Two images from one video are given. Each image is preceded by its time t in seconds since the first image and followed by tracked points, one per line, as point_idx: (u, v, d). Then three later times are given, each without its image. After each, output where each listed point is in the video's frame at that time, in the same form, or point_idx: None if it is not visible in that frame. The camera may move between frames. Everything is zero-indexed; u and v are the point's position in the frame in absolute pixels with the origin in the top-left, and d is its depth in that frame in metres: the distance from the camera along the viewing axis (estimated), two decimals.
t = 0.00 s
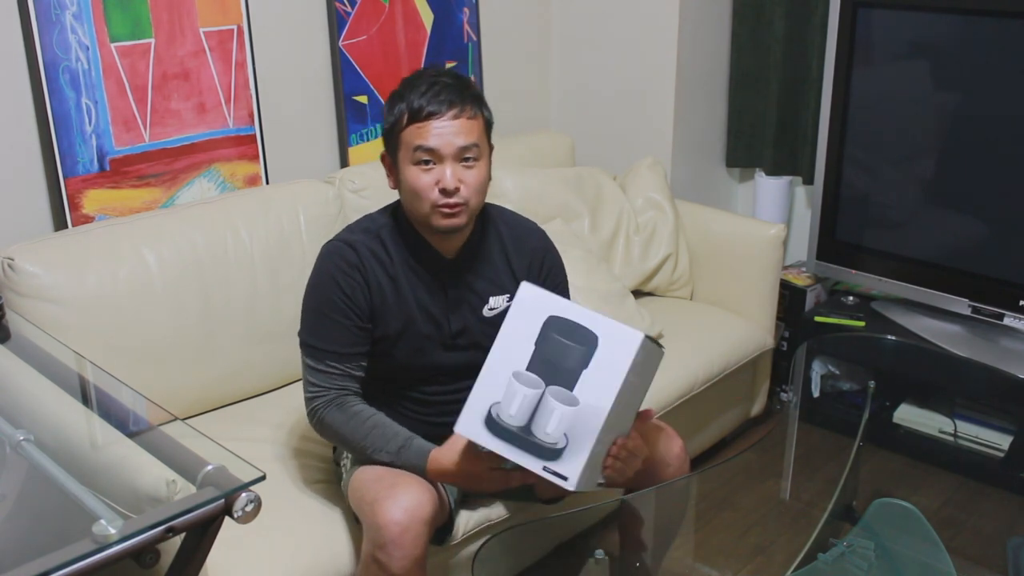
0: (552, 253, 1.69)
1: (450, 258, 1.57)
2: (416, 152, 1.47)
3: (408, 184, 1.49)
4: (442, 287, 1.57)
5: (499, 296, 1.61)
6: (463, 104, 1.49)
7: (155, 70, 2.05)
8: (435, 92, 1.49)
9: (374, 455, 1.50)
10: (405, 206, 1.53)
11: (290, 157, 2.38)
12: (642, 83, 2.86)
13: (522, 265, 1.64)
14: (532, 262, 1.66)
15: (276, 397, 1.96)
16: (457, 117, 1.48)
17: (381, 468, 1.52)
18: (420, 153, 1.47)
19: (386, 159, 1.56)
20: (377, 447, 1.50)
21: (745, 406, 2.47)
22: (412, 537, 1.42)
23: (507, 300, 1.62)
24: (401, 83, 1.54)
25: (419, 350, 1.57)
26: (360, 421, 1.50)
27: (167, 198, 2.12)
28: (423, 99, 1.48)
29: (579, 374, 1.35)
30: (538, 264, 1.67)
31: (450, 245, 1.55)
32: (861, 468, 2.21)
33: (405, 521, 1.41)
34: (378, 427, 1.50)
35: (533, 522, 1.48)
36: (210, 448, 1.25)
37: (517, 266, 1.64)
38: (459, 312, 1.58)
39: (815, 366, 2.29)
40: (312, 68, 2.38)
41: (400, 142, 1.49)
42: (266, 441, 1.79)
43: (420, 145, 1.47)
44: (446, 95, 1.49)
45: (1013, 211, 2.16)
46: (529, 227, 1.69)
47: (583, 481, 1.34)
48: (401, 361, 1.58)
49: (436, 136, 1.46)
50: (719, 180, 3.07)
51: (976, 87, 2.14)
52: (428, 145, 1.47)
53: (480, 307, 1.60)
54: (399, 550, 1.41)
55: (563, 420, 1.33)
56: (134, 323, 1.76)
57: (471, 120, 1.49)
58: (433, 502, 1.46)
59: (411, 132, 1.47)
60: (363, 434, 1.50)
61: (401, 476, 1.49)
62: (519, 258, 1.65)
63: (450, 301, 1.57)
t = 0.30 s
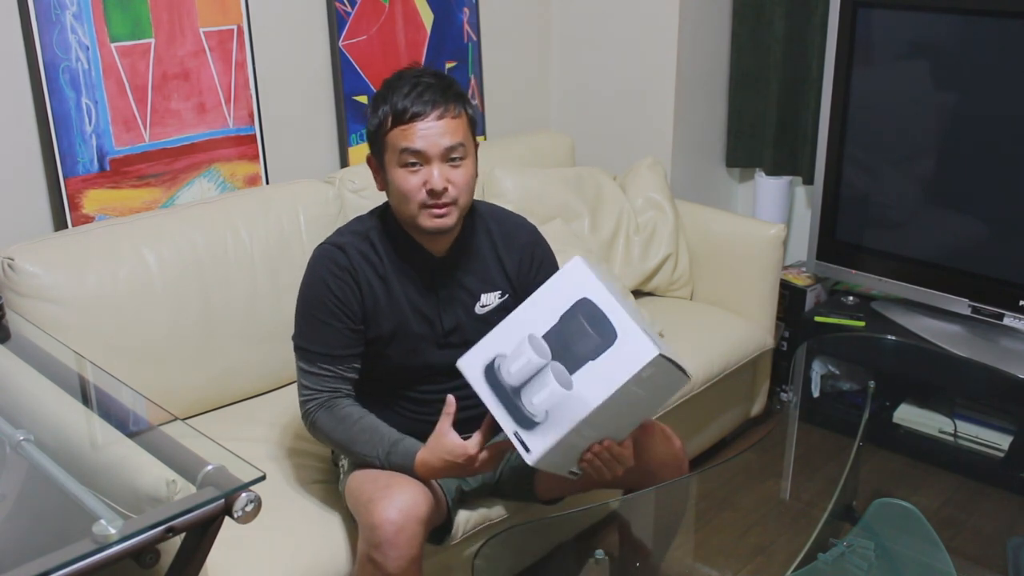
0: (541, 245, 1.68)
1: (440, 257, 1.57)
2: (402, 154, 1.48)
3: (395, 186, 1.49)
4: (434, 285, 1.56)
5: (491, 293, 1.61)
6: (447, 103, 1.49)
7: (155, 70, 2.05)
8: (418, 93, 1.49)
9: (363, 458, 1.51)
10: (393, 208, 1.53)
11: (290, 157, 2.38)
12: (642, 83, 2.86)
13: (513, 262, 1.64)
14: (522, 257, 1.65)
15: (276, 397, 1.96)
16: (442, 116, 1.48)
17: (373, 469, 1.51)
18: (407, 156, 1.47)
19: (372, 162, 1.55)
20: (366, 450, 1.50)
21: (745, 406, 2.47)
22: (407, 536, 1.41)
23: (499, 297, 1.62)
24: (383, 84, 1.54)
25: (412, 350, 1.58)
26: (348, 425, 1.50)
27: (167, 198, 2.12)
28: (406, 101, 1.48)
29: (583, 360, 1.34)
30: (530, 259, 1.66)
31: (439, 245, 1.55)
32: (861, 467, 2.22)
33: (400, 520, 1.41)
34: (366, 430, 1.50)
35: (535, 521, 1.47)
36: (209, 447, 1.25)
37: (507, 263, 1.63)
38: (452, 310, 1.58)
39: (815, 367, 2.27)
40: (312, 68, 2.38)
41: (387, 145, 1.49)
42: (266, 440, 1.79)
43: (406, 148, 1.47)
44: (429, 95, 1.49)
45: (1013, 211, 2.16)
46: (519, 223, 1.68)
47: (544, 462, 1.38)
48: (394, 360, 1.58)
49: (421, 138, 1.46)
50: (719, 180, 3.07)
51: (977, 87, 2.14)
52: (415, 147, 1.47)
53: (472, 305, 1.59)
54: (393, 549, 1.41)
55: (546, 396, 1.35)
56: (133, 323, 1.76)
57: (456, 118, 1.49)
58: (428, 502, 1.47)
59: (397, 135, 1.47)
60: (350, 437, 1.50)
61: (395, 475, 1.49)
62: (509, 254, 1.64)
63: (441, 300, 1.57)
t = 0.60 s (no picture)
0: (532, 238, 1.68)
1: (436, 257, 1.57)
2: (423, 165, 1.47)
3: (413, 196, 1.49)
4: (430, 284, 1.56)
5: (486, 290, 1.61)
6: (457, 110, 1.49)
7: (155, 70, 2.05)
8: (432, 102, 1.47)
9: (371, 457, 1.50)
10: (402, 213, 1.52)
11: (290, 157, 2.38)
12: (642, 83, 2.86)
13: (506, 257, 1.63)
14: (515, 251, 1.65)
15: (277, 397, 1.96)
16: (456, 125, 1.48)
17: (376, 471, 1.52)
18: (428, 167, 1.47)
19: (376, 168, 1.53)
20: (374, 449, 1.50)
21: (745, 406, 2.47)
22: (412, 535, 1.42)
23: (495, 293, 1.61)
24: (383, 90, 1.51)
25: (411, 349, 1.58)
26: (353, 426, 1.50)
27: (167, 198, 2.12)
28: (422, 111, 1.47)
29: (568, 360, 1.32)
30: (524, 253, 1.65)
31: (439, 245, 1.56)
32: (862, 467, 2.25)
33: (405, 519, 1.41)
34: (373, 429, 1.50)
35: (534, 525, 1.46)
36: (210, 447, 1.25)
37: (502, 258, 1.63)
38: (449, 308, 1.58)
39: (816, 366, 2.27)
40: (311, 68, 2.38)
41: (403, 155, 1.48)
42: (266, 440, 1.79)
43: (427, 159, 1.46)
44: (442, 103, 1.48)
45: (1013, 211, 2.16)
46: (512, 219, 1.67)
47: (495, 415, 1.42)
48: (392, 360, 1.58)
49: (442, 148, 1.46)
50: (719, 180, 3.07)
51: (977, 87, 2.14)
52: (436, 158, 1.46)
53: (468, 302, 1.59)
54: (399, 549, 1.41)
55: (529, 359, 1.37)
56: (133, 323, 1.76)
57: (466, 124, 1.50)
58: (433, 504, 1.47)
59: (417, 146, 1.46)
60: (356, 437, 1.50)
61: (399, 475, 1.49)
62: (503, 249, 1.63)
63: (438, 299, 1.57)
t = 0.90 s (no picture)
0: (549, 238, 1.70)
1: (456, 252, 1.58)
2: (425, 149, 1.47)
3: (416, 180, 1.49)
4: (448, 279, 1.57)
5: (503, 288, 1.61)
6: (474, 103, 1.49)
7: (154, 70, 2.05)
8: (446, 90, 1.49)
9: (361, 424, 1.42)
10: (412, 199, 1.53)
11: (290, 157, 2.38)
12: (642, 83, 2.86)
13: (524, 256, 1.65)
14: (533, 250, 1.66)
15: (277, 397, 1.96)
16: (467, 115, 1.47)
17: (364, 469, 1.51)
18: (429, 151, 1.47)
19: (395, 153, 1.56)
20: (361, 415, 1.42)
21: (745, 406, 2.47)
22: (398, 537, 1.41)
23: (512, 292, 1.63)
24: (414, 79, 1.55)
25: (426, 344, 1.58)
26: (344, 397, 1.45)
27: (167, 198, 2.12)
28: (434, 97, 1.48)
29: (570, 401, 1.29)
30: (539, 252, 1.67)
31: (456, 239, 1.56)
32: (861, 467, 2.24)
33: (391, 520, 1.41)
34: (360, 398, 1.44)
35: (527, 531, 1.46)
36: (209, 447, 1.25)
37: (520, 256, 1.64)
38: (466, 304, 1.58)
39: (815, 367, 2.26)
40: (311, 68, 2.38)
41: (411, 137, 1.49)
42: (266, 440, 1.79)
43: (429, 143, 1.47)
44: (457, 93, 1.49)
45: (1012, 212, 2.16)
46: (528, 218, 1.69)
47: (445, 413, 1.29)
48: (408, 354, 1.59)
49: (445, 134, 1.46)
50: (719, 180, 3.07)
51: (977, 87, 2.14)
52: (438, 143, 1.46)
53: (485, 299, 1.60)
54: (385, 551, 1.40)
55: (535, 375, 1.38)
56: (133, 323, 1.76)
57: (483, 119, 1.49)
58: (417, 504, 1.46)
59: (422, 129, 1.47)
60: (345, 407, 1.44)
61: (389, 474, 1.49)
62: (521, 247, 1.65)
63: (455, 293, 1.57)
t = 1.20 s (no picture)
0: (553, 238, 1.70)
1: (459, 249, 1.58)
2: (428, 145, 1.48)
3: (418, 176, 1.50)
4: (451, 276, 1.57)
5: (505, 286, 1.62)
6: (478, 100, 1.50)
7: (154, 70, 2.05)
8: (451, 87, 1.49)
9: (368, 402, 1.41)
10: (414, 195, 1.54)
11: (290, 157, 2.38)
12: (642, 83, 2.86)
13: (528, 255, 1.65)
14: (537, 250, 1.66)
15: (277, 397, 1.96)
16: (471, 112, 1.48)
17: (368, 470, 1.52)
18: (432, 147, 1.48)
19: (400, 148, 1.56)
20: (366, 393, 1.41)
21: (745, 406, 2.47)
22: (401, 537, 1.41)
23: (514, 291, 1.63)
24: (420, 75, 1.55)
25: (428, 340, 1.58)
26: (341, 382, 1.43)
27: (167, 198, 2.12)
28: (438, 93, 1.49)
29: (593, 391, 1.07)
30: (544, 251, 1.67)
31: (459, 237, 1.56)
32: (861, 467, 2.22)
33: (393, 521, 1.41)
34: (361, 378, 1.43)
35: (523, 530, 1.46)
36: (210, 447, 1.25)
37: (524, 257, 1.64)
38: (468, 302, 1.59)
39: (815, 367, 2.28)
40: (311, 68, 2.38)
41: (414, 133, 1.50)
42: (266, 440, 1.79)
43: (431, 138, 1.47)
44: (462, 90, 1.49)
45: (1012, 212, 2.16)
46: (533, 219, 1.69)
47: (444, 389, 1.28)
48: (409, 350, 1.59)
49: (448, 131, 1.46)
50: (719, 180, 3.06)
51: (976, 87, 2.14)
52: (441, 139, 1.47)
53: (488, 298, 1.60)
54: (388, 551, 1.40)
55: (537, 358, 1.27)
56: (132, 323, 1.75)
57: (486, 116, 1.50)
58: (421, 505, 1.46)
59: (426, 125, 1.48)
60: (345, 392, 1.42)
61: (391, 475, 1.49)
62: (526, 247, 1.65)
63: (458, 290, 1.58)
